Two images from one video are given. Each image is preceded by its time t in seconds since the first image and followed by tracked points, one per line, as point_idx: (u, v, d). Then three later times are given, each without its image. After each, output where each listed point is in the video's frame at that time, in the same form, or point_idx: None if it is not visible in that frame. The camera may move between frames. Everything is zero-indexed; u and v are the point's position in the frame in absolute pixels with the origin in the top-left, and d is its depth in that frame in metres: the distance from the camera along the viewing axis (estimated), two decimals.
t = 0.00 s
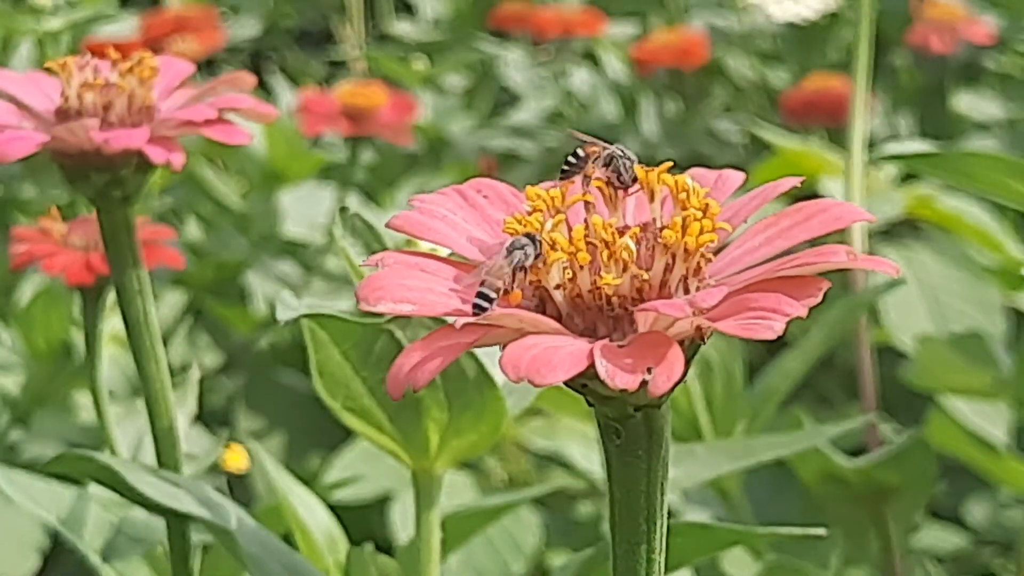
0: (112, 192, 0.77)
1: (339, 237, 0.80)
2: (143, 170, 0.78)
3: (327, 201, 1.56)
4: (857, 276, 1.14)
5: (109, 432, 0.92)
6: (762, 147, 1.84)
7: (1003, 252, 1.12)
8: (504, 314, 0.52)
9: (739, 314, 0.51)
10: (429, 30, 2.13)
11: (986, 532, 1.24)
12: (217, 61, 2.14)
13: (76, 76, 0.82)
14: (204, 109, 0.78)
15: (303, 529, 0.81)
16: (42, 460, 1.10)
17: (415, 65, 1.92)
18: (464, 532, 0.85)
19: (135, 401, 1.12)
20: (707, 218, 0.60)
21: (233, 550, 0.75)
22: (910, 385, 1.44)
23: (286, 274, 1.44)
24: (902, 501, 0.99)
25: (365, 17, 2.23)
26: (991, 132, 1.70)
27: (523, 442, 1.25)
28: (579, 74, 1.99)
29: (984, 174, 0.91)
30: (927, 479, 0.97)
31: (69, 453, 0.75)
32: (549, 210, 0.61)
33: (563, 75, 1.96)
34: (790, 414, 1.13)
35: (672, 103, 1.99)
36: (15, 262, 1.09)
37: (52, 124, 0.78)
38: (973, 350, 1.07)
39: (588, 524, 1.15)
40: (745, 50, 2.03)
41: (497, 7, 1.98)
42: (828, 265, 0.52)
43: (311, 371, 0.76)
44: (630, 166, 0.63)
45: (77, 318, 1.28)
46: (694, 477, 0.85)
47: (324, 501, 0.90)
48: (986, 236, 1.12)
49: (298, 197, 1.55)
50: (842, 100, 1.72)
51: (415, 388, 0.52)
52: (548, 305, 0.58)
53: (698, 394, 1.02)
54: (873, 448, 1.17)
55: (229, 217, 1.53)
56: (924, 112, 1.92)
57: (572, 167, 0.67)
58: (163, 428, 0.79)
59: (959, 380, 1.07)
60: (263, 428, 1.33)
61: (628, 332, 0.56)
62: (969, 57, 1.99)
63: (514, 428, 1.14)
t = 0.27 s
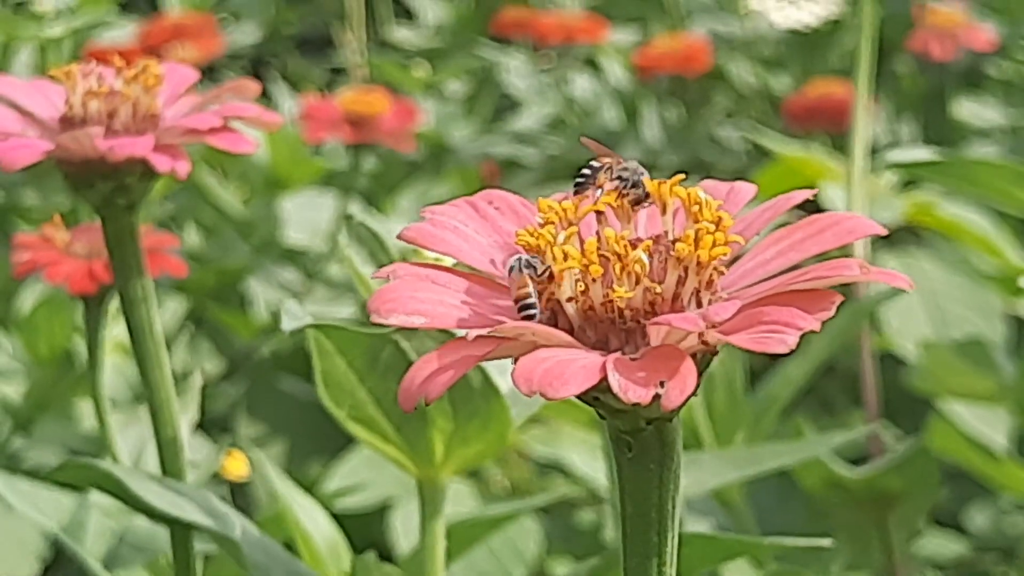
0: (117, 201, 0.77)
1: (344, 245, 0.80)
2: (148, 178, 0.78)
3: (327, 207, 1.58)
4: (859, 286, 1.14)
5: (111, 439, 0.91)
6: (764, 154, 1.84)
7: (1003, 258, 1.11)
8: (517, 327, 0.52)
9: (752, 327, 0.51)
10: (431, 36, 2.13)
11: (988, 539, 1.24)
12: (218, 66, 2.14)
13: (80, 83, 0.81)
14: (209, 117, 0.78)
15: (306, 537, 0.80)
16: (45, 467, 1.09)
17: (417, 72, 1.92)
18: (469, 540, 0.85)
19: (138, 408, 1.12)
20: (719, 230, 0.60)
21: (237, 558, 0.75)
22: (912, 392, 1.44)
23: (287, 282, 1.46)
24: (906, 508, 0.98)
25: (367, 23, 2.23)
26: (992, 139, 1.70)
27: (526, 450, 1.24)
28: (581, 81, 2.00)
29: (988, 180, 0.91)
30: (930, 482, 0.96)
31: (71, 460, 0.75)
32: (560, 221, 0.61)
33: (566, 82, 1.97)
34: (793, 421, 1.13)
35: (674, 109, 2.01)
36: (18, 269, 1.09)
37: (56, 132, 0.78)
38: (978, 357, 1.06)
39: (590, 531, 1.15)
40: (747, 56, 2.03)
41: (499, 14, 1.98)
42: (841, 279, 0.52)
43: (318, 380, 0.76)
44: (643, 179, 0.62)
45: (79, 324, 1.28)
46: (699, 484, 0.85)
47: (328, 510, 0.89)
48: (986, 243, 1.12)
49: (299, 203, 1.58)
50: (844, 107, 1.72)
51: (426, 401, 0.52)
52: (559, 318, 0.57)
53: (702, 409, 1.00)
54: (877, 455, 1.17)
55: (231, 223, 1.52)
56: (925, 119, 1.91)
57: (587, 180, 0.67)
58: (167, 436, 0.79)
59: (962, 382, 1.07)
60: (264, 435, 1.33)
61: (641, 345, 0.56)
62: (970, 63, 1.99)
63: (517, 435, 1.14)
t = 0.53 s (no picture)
0: (107, 212, 0.77)
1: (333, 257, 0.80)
2: (137, 189, 0.78)
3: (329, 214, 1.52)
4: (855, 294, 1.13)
5: (106, 449, 0.91)
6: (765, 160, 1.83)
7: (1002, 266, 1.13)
8: (497, 335, 0.52)
9: (732, 335, 0.51)
10: (432, 43, 2.13)
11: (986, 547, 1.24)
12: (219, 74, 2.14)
13: (71, 95, 0.82)
14: (197, 128, 0.78)
15: (300, 546, 0.80)
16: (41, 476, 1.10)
17: (417, 79, 1.92)
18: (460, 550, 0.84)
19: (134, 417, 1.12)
20: (700, 239, 0.59)
21: (228, 569, 0.75)
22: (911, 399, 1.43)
23: (287, 289, 1.46)
24: (899, 518, 0.97)
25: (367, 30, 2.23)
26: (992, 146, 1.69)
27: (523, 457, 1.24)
28: (581, 88, 1.99)
29: (974, 192, 0.90)
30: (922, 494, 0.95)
31: (64, 472, 0.74)
32: (542, 231, 0.61)
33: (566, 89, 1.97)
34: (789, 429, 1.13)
35: (675, 117, 2.02)
36: (14, 278, 1.09)
37: (47, 143, 0.78)
38: (971, 368, 1.06)
39: (587, 539, 1.15)
40: (747, 63, 2.01)
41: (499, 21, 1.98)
42: (821, 287, 0.52)
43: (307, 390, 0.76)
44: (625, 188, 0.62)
45: (77, 332, 1.28)
46: (690, 495, 0.85)
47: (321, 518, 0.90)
48: (984, 251, 1.13)
49: (300, 211, 1.53)
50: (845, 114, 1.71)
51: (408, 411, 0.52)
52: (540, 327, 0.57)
53: (692, 414, 0.99)
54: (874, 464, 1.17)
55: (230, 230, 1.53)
56: (927, 126, 1.91)
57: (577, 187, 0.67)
58: (158, 447, 0.79)
59: (956, 396, 1.06)
60: (263, 442, 1.33)
61: (622, 354, 0.56)
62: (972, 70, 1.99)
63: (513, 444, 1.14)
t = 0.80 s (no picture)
0: (116, 212, 0.77)
1: (342, 257, 0.79)
2: (146, 189, 0.78)
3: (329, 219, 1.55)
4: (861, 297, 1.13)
5: (112, 450, 0.91)
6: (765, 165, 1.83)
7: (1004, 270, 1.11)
8: (518, 338, 0.52)
9: (754, 339, 0.52)
10: (431, 48, 2.13)
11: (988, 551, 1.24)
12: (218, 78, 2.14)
13: (80, 94, 0.82)
14: (207, 128, 0.78)
15: (307, 548, 0.80)
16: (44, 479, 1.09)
17: (417, 83, 1.92)
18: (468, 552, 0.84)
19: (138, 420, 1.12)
20: (721, 242, 0.60)
21: (237, 570, 0.75)
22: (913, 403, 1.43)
23: (287, 292, 1.47)
24: (906, 520, 0.98)
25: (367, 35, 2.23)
26: (993, 151, 1.69)
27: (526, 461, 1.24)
28: (581, 93, 1.99)
29: (992, 193, 0.91)
30: (930, 497, 0.96)
31: (72, 472, 0.75)
32: (563, 233, 0.61)
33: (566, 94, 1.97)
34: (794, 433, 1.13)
35: (676, 122, 2.02)
36: (18, 279, 1.09)
37: (55, 142, 0.78)
38: (980, 369, 1.06)
39: (590, 542, 1.15)
40: (747, 67, 2.01)
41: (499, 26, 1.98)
42: (842, 291, 0.53)
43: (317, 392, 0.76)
44: (645, 190, 0.62)
45: (79, 336, 1.28)
46: (699, 497, 0.85)
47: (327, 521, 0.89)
48: (985, 254, 1.12)
49: (300, 215, 1.54)
50: (846, 118, 1.72)
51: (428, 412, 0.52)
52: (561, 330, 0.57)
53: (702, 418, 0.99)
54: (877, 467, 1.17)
55: (231, 234, 1.52)
56: (927, 130, 1.91)
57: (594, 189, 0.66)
58: (166, 447, 0.79)
59: (963, 394, 1.07)
60: (265, 446, 1.33)
61: (643, 357, 0.56)
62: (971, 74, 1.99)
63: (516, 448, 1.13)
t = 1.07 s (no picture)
0: (119, 210, 0.77)
1: (349, 257, 0.80)
2: (151, 187, 0.78)
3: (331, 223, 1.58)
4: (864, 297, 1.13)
5: (115, 450, 0.91)
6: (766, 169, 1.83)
7: (1005, 273, 1.12)
8: (526, 326, 0.52)
9: (762, 325, 0.52)
10: (433, 51, 2.14)
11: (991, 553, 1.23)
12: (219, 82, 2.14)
13: (83, 92, 0.82)
14: (212, 126, 0.78)
15: (310, 548, 0.80)
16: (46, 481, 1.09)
17: (419, 87, 1.92)
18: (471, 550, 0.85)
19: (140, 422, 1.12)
20: (728, 230, 0.60)
21: (241, 568, 0.75)
22: (915, 405, 1.43)
23: (290, 296, 1.47)
24: (910, 521, 0.98)
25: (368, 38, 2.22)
26: (995, 154, 1.69)
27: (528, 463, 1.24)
28: (582, 98, 1.97)
29: (998, 193, 0.91)
30: (935, 497, 0.96)
31: (75, 471, 0.75)
32: (569, 222, 0.61)
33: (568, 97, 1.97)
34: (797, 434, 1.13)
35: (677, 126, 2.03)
36: (21, 280, 1.09)
37: (59, 140, 0.78)
38: (985, 369, 1.06)
39: (592, 545, 1.15)
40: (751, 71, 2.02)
41: (500, 29, 1.98)
42: (850, 277, 0.53)
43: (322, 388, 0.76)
44: (652, 178, 0.62)
45: (81, 338, 1.27)
46: (703, 497, 0.85)
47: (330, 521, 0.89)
48: (988, 257, 1.12)
49: (301, 218, 1.57)
50: (847, 121, 1.72)
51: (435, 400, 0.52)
52: (568, 317, 0.58)
53: (707, 417, 1.00)
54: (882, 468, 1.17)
55: (233, 237, 1.52)
56: (928, 134, 1.91)
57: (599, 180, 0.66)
58: (171, 444, 0.79)
59: (968, 397, 1.07)
60: (267, 449, 1.33)
61: (650, 344, 0.56)
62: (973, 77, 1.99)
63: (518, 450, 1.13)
